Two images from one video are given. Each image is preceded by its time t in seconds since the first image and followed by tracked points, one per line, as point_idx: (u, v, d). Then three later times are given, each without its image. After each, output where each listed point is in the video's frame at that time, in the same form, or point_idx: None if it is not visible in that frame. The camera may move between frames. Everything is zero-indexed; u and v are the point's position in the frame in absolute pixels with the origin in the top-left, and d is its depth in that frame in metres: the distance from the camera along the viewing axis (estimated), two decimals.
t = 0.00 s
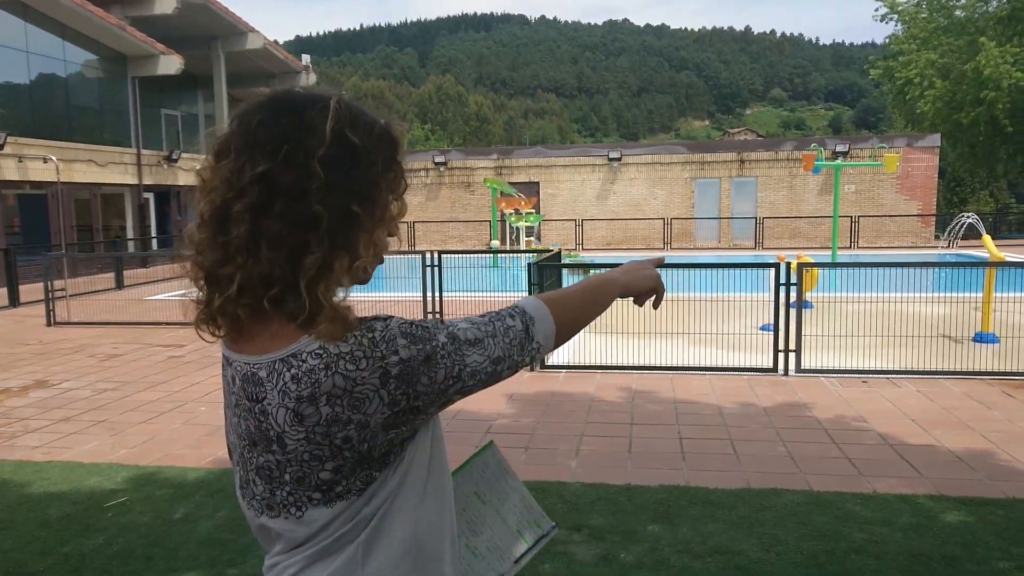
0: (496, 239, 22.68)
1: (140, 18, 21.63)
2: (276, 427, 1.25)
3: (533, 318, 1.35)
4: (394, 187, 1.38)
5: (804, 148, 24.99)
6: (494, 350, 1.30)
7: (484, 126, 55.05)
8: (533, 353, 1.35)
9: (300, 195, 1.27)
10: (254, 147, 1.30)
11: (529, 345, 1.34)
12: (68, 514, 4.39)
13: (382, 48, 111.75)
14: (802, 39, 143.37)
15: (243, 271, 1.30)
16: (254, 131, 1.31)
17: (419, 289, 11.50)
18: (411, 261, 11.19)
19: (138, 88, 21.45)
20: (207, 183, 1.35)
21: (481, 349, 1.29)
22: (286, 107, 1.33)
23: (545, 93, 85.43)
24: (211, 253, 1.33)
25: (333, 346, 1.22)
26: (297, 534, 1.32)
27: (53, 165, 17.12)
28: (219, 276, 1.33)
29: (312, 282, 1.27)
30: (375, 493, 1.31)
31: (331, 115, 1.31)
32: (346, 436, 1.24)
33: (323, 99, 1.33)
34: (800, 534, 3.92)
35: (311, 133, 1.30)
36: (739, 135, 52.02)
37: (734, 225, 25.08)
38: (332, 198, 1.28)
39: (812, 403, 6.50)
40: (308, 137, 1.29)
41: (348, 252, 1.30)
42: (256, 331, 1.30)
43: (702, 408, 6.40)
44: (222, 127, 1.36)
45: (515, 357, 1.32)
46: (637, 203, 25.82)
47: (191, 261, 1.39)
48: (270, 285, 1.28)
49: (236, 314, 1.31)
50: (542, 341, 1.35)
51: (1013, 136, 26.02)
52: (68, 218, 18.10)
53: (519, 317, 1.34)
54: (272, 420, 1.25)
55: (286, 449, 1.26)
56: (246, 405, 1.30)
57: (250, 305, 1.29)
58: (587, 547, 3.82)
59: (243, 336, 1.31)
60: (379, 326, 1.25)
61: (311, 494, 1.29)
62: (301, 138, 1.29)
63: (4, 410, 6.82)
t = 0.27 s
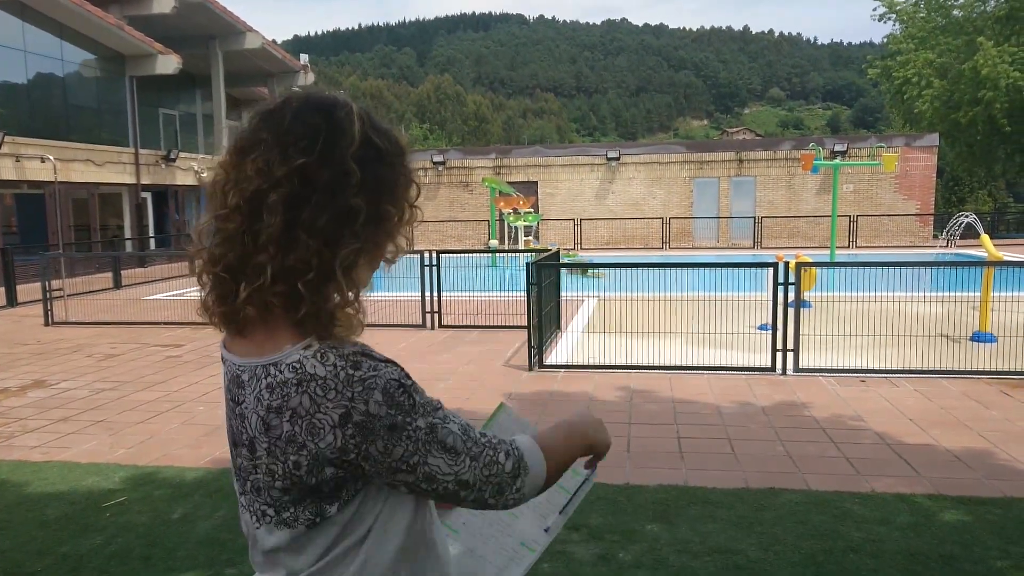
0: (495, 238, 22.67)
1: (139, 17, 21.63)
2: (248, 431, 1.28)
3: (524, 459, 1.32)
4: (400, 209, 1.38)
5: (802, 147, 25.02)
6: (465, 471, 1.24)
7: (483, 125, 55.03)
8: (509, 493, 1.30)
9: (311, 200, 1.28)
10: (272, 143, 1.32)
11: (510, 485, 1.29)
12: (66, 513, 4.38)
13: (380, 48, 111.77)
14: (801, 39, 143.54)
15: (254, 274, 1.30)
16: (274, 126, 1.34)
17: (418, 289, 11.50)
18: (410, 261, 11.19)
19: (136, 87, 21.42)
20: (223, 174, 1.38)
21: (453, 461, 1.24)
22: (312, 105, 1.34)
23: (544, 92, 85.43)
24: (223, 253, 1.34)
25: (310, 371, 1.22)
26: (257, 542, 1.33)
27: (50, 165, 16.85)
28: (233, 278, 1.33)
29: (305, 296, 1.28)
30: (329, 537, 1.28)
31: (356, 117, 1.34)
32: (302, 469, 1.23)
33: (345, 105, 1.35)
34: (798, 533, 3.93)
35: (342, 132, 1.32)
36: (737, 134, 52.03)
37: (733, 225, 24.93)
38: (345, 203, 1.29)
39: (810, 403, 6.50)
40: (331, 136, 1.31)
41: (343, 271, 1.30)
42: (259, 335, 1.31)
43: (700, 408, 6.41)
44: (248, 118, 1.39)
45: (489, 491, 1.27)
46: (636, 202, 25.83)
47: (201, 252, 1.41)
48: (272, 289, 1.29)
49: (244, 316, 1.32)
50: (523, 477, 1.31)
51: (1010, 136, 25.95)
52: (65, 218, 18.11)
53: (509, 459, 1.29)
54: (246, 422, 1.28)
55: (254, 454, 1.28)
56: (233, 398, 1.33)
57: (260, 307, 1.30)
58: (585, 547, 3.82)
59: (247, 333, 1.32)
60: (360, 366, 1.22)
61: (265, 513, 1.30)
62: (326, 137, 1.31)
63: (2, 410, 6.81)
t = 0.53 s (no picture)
0: (493, 239, 22.67)
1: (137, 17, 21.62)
2: (223, 421, 1.31)
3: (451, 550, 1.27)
4: (398, 215, 1.38)
5: (801, 148, 25.05)
6: (388, 531, 1.21)
7: (481, 126, 55.05)
8: None
9: (309, 197, 1.30)
10: (279, 139, 1.34)
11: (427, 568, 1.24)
12: (64, 514, 4.38)
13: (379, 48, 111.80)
14: (799, 40, 143.69)
15: (251, 268, 1.32)
16: (283, 120, 1.35)
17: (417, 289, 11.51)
18: (409, 261, 11.20)
19: (135, 88, 21.37)
20: (234, 166, 1.40)
21: (378, 514, 1.21)
22: (320, 105, 1.36)
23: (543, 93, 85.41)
24: (228, 246, 1.37)
25: (273, 378, 1.22)
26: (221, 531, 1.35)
27: (48, 165, 16.72)
28: (234, 272, 1.35)
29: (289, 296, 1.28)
30: (275, 543, 1.29)
31: (362, 116, 1.36)
32: (252, 472, 1.24)
33: (353, 104, 1.37)
34: (796, 533, 3.93)
35: (348, 129, 1.34)
36: (736, 135, 52.03)
37: (732, 225, 24.98)
38: (341, 202, 1.30)
39: (809, 402, 6.51)
40: (335, 133, 1.33)
41: (330, 274, 1.30)
42: (251, 328, 1.33)
43: (698, 408, 6.41)
44: (264, 111, 1.41)
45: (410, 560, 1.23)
46: (635, 203, 25.84)
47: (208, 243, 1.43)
48: (261, 285, 1.30)
49: (240, 309, 1.33)
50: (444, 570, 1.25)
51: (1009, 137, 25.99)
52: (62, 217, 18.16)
53: (433, 541, 1.25)
54: (224, 411, 1.31)
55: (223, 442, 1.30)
56: (223, 384, 1.36)
57: (253, 301, 1.31)
58: (582, 547, 3.82)
59: (242, 323, 1.34)
60: (323, 380, 1.22)
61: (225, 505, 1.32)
62: (331, 135, 1.33)
63: None
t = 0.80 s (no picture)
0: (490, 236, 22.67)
1: (133, 14, 21.54)
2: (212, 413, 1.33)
3: (432, 552, 1.23)
4: (392, 215, 1.37)
5: (797, 145, 25.04)
6: (364, 530, 1.20)
7: (478, 122, 54.95)
8: None
9: (302, 195, 1.30)
10: (277, 136, 1.35)
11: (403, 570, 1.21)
12: (61, 511, 4.38)
13: (376, 45, 111.48)
14: (796, 37, 143.61)
15: (245, 262, 1.34)
16: (283, 118, 1.36)
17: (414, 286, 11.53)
18: (406, 258, 11.20)
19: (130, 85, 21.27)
20: (236, 162, 1.42)
21: (352, 514, 1.20)
22: (322, 104, 1.36)
23: (539, 89, 85.28)
24: (225, 239, 1.38)
25: (254, 373, 1.23)
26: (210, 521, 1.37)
27: (44, 161, 16.62)
28: (229, 264, 1.36)
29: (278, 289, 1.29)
30: (258, 536, 1.30)
31: (363, 117, 1.36)
32: (235, 464, 1.26)
33: (355, 105, 1.37)
34: (793, 530, 3.95)
35: (346, 129, 1.34)
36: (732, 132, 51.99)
37: (728, 222, 25.18)
38: (334, 199, 1.30)
39: (805, 399, 6.53)
40: (331, 131, 1.33)
41: (319, 269, 1.30)
42: (244, 319, 1.34)
43: (695, 405, 6.43)
44: (269, 108, 1.43)
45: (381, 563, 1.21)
46: (631, 200, 25.84)
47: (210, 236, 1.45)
48: (252, 279, 1.31)
49: (235, 301, 1.34)
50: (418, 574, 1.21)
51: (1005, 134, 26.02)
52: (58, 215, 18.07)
53: (410, 543, 1.21)
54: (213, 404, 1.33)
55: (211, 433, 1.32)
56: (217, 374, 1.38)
57: (246, 294, 1.32)
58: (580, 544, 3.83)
59: (235, 316, 1.35)
60: (304, 376, 1.22)
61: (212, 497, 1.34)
62: (329, 132, 1.33)
63: None
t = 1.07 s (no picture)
0: (486, 235, 22.68)
1: (128, 13, 21.49)
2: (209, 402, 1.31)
3: (430, 549, 1.25)
4: (399, 222, 1.37)
5: (793, 144, 25.07)
6: (365, 526, 1.22)
7: (474, 122, 54.90)
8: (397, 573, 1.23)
9: (311, 196, 1.30)
10: (287, 136, 1.34)
11: (401, 566, 1.23)
12: (56, 511, 4.37)
13: (372, 44, 111.36)
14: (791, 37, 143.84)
15: (248, 257, 1.33)
16: (295, 118, 1.35)
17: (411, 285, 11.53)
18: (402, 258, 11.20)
19: (125, 84, 21.23)
20: (243, 158, 1.41)
21: (353, 511, 1.21)
22: (335, 107, 1.36)
23: (536, 89, 85.24)
24: (229, 233, 1.37)
25: (255, 369, 1.23)
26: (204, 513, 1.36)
27: (39, 161, 16.60)
28: (231, 258, 1.36)
29: (282, 287, 1.28)
30: (255, 533, 1.29)
31: (376, 124, 1.36)
32: (233, 461, 1.25)
33: (368, 112, 1.37)
34: (789, 529, 3.95)
35: (357, 135, 1.34)
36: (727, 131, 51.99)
37: (724, 222, 25.24)
38: (341, 203, 1.30)
39: (801, 399, 6.54)
40: (343, 135, 1.33)
41: (323, 269, 1.30)
42: (243, 314, 1.32)
43: (692, 404, 6.43)
44: (282, 105, 1.41)
45: (379, 560, 1.22)
46: (627, 199, 25.86)
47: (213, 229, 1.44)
48: (255, 276, 1.30)
49: (235, 295, 1.34)
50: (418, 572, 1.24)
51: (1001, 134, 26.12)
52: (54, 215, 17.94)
53: (412, 540, 1.24)
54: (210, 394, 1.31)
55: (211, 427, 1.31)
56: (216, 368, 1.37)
57: (249, 290, 1.31)
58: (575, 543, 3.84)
59: (236, 310, 1.34)
60: (306, 374, 1.22)
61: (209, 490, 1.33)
62: (341, 135, 1.33)
63: None
